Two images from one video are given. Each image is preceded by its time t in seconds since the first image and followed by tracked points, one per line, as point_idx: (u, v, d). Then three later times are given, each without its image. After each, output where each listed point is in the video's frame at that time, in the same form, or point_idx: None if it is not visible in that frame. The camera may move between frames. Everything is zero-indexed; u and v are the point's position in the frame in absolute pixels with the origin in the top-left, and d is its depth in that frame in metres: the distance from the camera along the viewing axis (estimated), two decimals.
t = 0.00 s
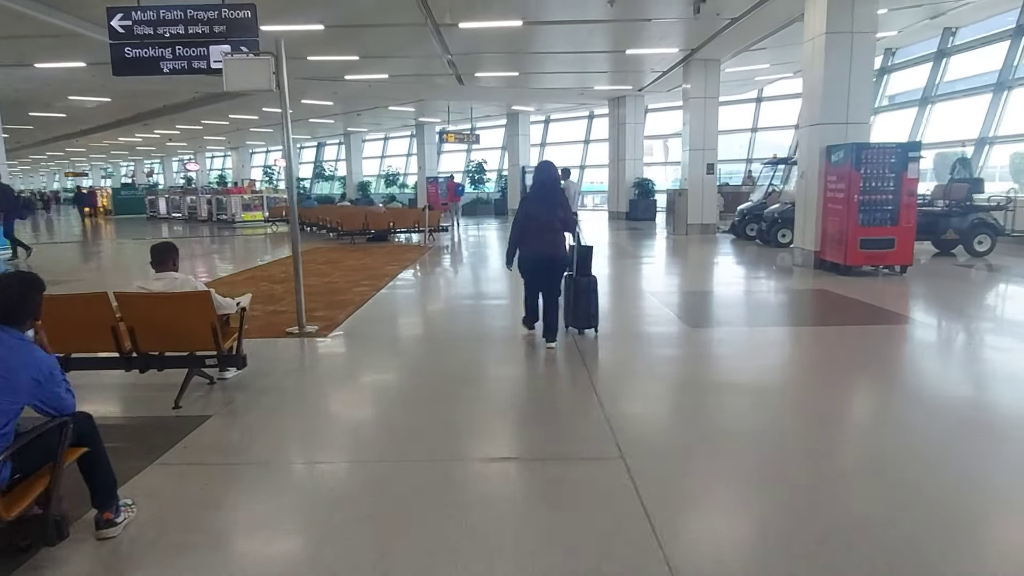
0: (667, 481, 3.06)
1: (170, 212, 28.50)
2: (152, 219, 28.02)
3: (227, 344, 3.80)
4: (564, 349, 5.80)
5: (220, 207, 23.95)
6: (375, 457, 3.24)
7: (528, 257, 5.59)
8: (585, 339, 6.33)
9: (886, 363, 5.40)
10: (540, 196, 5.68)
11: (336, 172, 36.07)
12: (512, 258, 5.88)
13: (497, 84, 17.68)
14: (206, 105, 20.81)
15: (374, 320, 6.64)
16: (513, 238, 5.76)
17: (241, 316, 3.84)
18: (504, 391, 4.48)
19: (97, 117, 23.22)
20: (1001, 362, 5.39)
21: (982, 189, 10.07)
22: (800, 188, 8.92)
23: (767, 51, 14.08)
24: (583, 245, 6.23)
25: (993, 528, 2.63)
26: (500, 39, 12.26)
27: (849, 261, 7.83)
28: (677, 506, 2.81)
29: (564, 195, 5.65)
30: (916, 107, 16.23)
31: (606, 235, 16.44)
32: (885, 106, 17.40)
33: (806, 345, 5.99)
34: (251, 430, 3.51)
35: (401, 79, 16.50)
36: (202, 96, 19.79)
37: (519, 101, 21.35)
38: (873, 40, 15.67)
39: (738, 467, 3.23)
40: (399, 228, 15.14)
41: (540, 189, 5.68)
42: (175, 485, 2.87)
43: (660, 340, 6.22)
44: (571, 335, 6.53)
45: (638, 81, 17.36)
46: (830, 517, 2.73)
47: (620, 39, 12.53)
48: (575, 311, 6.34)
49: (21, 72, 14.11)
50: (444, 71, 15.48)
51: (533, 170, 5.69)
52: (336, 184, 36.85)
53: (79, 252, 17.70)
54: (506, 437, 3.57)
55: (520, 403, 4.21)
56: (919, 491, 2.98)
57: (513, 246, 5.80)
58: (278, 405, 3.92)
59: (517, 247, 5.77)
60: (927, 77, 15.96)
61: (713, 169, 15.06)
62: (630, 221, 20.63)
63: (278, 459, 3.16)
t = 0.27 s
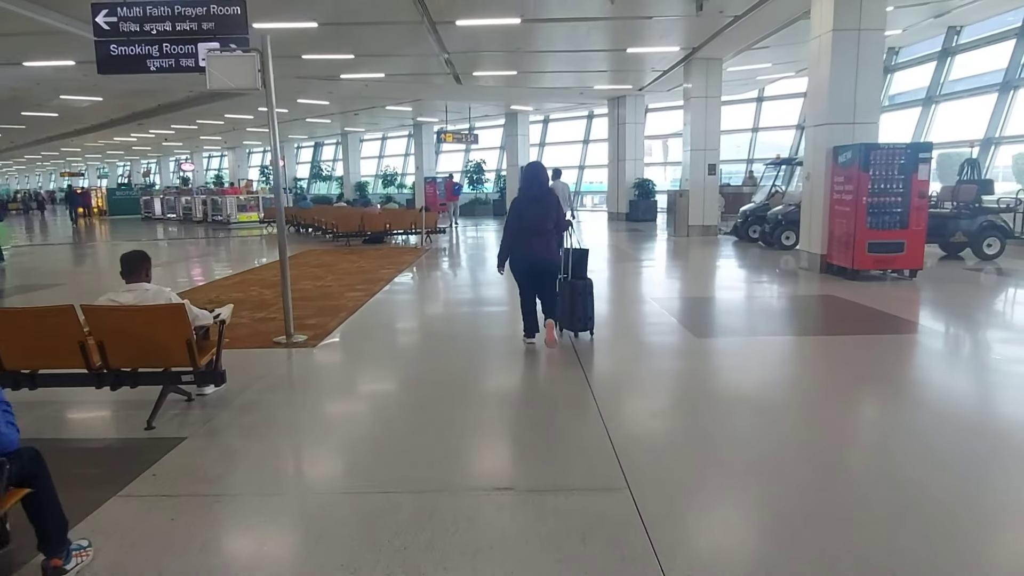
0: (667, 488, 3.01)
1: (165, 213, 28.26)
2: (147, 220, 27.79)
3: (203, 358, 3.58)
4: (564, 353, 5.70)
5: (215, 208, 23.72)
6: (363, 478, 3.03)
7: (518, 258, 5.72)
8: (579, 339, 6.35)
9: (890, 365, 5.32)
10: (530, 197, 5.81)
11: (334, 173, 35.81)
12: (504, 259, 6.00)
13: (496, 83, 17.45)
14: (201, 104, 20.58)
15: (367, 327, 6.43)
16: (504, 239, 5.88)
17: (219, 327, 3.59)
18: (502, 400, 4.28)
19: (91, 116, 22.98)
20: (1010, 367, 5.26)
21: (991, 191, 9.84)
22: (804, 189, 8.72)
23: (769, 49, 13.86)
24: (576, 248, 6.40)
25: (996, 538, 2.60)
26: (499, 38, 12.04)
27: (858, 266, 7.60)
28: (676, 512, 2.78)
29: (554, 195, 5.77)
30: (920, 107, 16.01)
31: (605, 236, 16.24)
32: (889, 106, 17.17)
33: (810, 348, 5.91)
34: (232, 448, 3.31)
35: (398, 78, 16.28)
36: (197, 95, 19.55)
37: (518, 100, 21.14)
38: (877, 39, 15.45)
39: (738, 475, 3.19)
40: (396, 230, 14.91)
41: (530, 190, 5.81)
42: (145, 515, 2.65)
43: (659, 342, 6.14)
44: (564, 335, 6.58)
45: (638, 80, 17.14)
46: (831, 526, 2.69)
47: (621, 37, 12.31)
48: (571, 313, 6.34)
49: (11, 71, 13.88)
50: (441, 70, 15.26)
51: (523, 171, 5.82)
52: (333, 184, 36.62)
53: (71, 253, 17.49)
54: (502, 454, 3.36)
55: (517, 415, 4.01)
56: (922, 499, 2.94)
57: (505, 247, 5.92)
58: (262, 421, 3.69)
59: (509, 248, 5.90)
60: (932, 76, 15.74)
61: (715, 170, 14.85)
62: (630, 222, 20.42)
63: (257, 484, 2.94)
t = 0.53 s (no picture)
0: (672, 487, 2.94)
1: (160, 212, 27.99)
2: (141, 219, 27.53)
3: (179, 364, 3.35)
4: (563, 354, 5.60)
5: (210, 207, 23.47)
6: (352, 489, 2.84)
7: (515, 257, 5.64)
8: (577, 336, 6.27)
9: (894, 364, 5.24)
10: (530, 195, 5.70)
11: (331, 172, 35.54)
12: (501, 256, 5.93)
13: (494, 81, 17.21)
14: (196, 102, 20.34)
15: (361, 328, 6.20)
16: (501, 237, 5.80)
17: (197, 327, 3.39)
18: (500, 405, 4.07)
19: (85, 114, 22.71)
20: None
21: (1001, 191, 9.62)
22: (812, 188, 8.50)
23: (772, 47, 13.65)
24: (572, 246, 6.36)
25: (1010, 535, 2.53)
26: (497, 34, 11.82)
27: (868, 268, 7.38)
28: (681, 512, 2.72)
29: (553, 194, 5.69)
30: (924, 106, 15.81)
31: (604, 236, 16.03)
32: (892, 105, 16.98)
33: (813, 347, 5.82)
34: (214, 459, 3.09)
35: (395, 75, 16.05)
36: (191, 92, 19.29)
37: (516, 99, 20.92)
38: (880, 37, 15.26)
39: (745, 473, 3.12)
40: (392, 229, 14.68)
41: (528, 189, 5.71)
42: (109, 538, 2.42)
43: (660, 341, 6.04)
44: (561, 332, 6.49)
45: (638, 78, 16.92)
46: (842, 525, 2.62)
47: (621, 34, 12.09)
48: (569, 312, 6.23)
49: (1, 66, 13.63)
50: (439, 67, 15.04)
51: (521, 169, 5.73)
52: (331, 183, 36.38)
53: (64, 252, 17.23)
54: (499, 466, 3.14)
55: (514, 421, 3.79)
56: (933, 497, 2.88)
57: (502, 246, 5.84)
58: (243, 429, 3.46)
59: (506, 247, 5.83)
60: (937, 75, 15.54)
61: (717, 169, 14.63)
62: (629, 222, 20.21)
63: (233, 500, 2.72)
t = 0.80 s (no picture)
0: (679, 500, 2.89)
1: (154, 211, 27.71)
2: (134, 219, 27.25)
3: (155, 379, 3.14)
4: (562, 355, 5.50)
5: (203, 206, 23.22)
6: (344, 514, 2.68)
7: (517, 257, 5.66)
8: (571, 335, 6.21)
9: (897, 366, 5.19)
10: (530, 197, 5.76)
11: (327, 171, 35.27)
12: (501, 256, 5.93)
13: (492, 80, 16.99)
14: (189, 100, 20.09)
15: (355, 331, 5.98)
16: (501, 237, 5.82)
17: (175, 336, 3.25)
18: (498, 419, 3.87)
19: (76, 112, 22.44)
20: None
21: (1011, 192, 9.42)
22: (818, 190, 8.28)
23: (774, 45, 13.43)
24: (570, 244, 6.11)
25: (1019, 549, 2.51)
26: (495, 31, 11.59)
27: (876, 272, 7.18)
28: (687, 526, 2.66)
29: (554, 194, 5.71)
30: (927, 105, 15.62)
31: (602, 237, 15.83)
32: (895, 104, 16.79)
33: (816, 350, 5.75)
34: (193, 481, 2.89)
35: (391, 74, 15.81)
36: (184, 91, 19.04)
37: (514, 98, 20.69)
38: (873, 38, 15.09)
39: (751, 485, 3.07)
40: (388, 230, 14.43)
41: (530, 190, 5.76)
42: None
43: (660, 343, 5.96)
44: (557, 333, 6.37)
45: (637, 77, 16.73)
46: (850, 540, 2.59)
47: (621, 32, 11.88)
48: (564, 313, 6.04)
49: None
50: (436, 65, 14.81)
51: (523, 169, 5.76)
52: (326, 183, 36.12)
53: (54, 253, 16.97)
54: (497, 490, 2.93)
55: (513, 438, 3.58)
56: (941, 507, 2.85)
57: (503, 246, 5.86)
58: (224, 448, 3.24)
59: (507, 247, 5.86)
60: (940, 74, 15.35)
61: (718, 169, 14.41)
62: (628, 222, 20.00)
63: (210, 531, 2.51)
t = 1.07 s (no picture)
0: (676, 510, 2.79)
1: (145, 210, 27.41)
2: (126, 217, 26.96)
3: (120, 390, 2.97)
4: (556, 356, 5.34)
5: (195, 205, 22.96)
6: (326, 536, 2.49)
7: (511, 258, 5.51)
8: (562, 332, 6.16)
9: (898, 366, 5.09)
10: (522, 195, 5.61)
11: (321, 169, 34.98)
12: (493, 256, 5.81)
13: (487, 76, 16.76)
14: (180, 97, 19.83)
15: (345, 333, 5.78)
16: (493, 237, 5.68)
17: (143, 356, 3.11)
18: (489, 429, 3.65)
19: (66, 109, 22.15)
20: None
21: (1017, 191, 9.25)
22: (821, 186, 8.09)
23: (774, 41, 13.23)
24: (561, 243, 6.20)
25: None
26: (490, 26, 11.36)
27: (882, 273, 6.99)
28: (693, 546, 2.50)
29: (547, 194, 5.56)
30: (927, 102, 15.45)
31: (599, 235, 15.63)
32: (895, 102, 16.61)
33: (816, 349, 5.64)
34: (164, 499, 2.70)
35: (385, 70, 15.57)
36: (175, 88, 18.78)
37: (510, 95, 20.46)
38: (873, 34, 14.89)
39: (750, 493, 2.96)
40: (381, 229, 14.21)
41: (523, 188, 5.58)
42: None
43: (657, 343, 5.83)
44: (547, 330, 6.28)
45: (634, 73, 16.51)
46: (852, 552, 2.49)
47: (618, 27, 11.66)
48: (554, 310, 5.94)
49: None
50: (430, 61, 14.58)
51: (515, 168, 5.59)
52: (321, 181, 35.83)
53: (43, 252, 16.71)
54: (485, 510, 2.72)
55: (505, 451, 3.36)
56: (944, 515, 2.76)
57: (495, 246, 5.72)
58: (192, 466, 3.01)
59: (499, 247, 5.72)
60: (940, 71, 15.18)
61: (717, 167, 14.21)
62: (625, 221, 19.82)
63: (170, 562, 2.29)
